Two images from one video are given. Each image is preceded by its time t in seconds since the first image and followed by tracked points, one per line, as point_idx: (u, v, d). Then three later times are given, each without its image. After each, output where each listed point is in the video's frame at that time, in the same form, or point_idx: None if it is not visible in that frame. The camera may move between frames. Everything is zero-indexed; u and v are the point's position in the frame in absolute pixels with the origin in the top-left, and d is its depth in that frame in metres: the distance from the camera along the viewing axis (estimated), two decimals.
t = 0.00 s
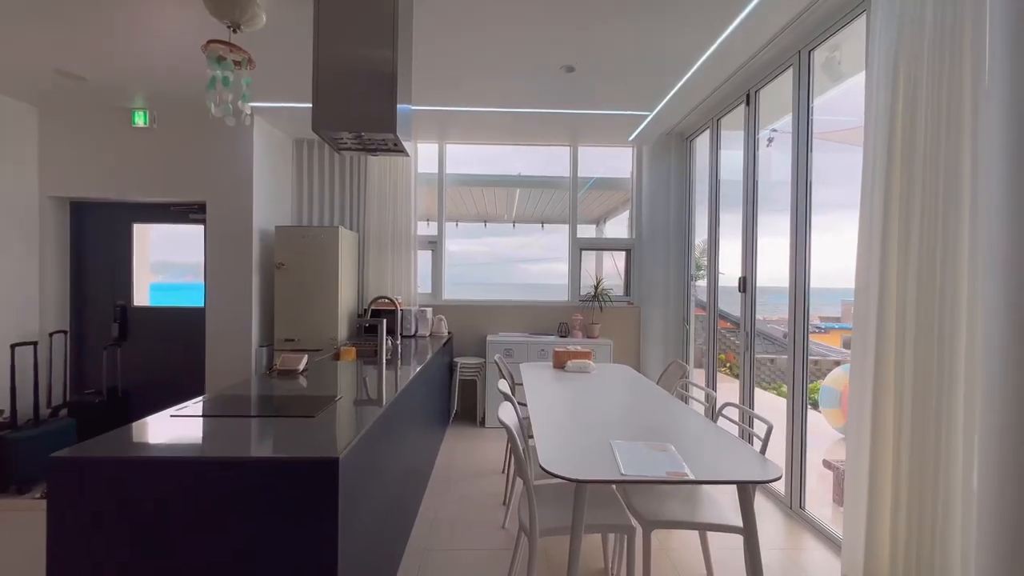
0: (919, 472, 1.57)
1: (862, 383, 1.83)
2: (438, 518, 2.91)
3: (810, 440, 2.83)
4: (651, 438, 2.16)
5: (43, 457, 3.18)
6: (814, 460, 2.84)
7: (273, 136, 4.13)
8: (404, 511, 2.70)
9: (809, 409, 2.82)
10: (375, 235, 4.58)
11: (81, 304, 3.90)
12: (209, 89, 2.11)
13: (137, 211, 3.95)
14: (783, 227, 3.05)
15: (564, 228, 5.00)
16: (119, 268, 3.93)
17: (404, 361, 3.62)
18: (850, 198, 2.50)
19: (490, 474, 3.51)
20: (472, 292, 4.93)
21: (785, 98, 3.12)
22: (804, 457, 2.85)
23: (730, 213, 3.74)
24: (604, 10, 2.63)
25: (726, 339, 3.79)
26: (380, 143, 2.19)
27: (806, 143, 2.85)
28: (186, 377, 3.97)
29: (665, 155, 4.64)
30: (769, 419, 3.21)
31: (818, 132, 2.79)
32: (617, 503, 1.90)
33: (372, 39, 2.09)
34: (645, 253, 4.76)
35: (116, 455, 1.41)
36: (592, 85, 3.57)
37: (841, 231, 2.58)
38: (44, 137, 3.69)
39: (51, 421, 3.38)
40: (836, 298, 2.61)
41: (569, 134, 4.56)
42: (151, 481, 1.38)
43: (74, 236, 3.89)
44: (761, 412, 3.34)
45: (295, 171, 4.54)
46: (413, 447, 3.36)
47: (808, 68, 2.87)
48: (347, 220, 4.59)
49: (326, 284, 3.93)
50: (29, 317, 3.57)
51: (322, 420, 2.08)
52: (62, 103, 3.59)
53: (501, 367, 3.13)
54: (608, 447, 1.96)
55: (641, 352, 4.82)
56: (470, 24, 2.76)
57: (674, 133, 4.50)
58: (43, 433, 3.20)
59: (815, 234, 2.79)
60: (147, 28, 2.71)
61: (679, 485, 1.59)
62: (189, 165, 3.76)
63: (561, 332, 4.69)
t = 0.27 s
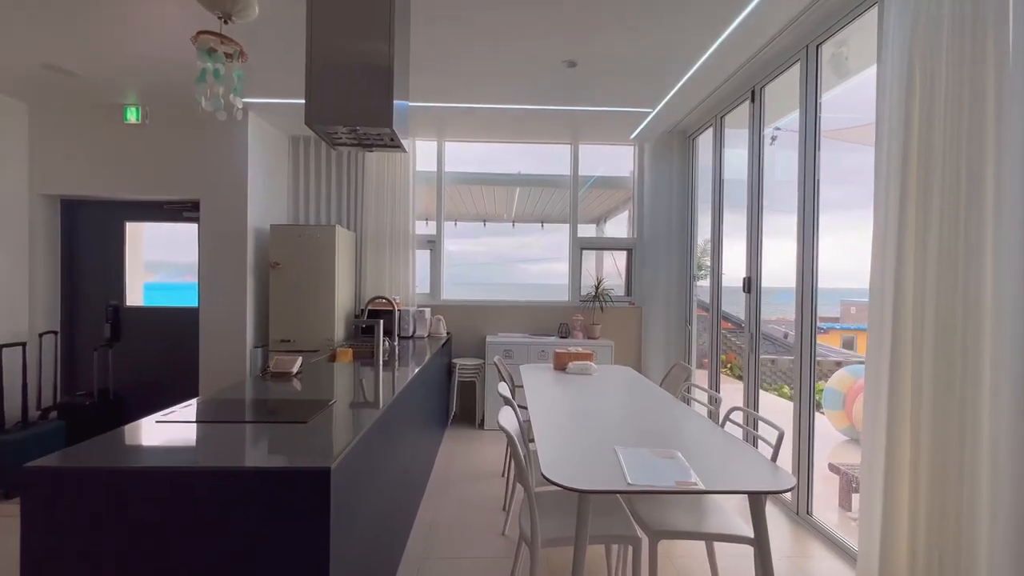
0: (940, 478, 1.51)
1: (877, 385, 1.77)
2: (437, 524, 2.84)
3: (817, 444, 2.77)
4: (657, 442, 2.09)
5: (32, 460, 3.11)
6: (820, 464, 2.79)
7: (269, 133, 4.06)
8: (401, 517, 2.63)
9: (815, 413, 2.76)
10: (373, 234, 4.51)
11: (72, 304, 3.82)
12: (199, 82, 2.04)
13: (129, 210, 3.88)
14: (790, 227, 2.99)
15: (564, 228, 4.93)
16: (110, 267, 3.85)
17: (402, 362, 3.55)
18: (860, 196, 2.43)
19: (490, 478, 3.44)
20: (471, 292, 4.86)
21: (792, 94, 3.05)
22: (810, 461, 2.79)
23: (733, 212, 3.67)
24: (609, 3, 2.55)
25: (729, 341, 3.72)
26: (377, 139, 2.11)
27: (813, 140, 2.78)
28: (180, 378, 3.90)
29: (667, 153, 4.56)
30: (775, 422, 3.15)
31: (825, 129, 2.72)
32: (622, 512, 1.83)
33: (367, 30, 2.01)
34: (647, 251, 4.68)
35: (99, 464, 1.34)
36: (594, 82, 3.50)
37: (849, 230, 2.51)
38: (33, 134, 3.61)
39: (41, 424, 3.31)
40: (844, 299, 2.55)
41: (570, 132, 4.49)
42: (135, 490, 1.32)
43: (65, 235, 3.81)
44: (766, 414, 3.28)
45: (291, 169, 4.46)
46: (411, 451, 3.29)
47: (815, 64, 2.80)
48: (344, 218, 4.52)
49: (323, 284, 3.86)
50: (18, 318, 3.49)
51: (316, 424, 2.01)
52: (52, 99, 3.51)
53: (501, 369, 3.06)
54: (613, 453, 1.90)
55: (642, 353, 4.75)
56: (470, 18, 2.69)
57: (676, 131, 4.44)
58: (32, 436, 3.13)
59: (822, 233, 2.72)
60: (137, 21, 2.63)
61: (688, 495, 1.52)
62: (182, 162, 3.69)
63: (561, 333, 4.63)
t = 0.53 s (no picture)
0: (970, 489, 1.44)
1: (896, 391, 1.70)
2: (434, 533, 2.75)
3: (826, 449, 2.69)
4: (663, 447, 2.01)
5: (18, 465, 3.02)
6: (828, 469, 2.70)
7: (263, 130, 3.97)
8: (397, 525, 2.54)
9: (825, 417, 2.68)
10: (369, 232, 4.42)
11: (60, 304, 3.72)
12: (185, 72, 1.96)
13: (120, 208, 3.79)
14: (797, 225, 2.91)
15: (565, 227, 4.85)
16: (100, 265, 3.76)
17: (399, 364, 3.46)
18: (872, 192, 2.35)
19: (489, 484, 3.35)
20: (469, 292, 4.78)
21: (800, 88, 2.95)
22: (820, 466, 2.70)
23: (738, 210, 3.59)
24: None
25: (734, 342, 3.64)
26: (370, 131, 2.02)
27: (823, 134, 2.68)
28: (172, 380, 3.81)
29: (670, 149, 4.47)
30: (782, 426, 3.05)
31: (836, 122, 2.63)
32: (628, 523, 1.75)
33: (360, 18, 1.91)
34: (650, 250, 4.59)
35: (71, 475, 1.25)
36: (596, 77, 3.41)
37: (860, 229, 2.42)
38: (21, 129, 3.53)
39: (28, 427, 3.22)
40: (856, 299, 2.46)
41: (571, 129, 4.40)
42: (112, 504, 1.23)
43: (53, 233, 3.71)
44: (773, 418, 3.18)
45: (286, 166, 4.38)
46: (408, 455, 3.20)
47: (825, 57, 2.71)
48: (340, 217, 4.43)
49: (318, 283, 3.77)
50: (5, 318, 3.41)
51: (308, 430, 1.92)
52: (40, 93, 3.42)
53: (500, 371, 2.98)
54: (619, 460, 1.81)
55: (644, 355, 4.67)
56: (469, 9, 2.60)
57: (678, 128, 4.35)
58: (18, 440, 3.04)
59: (832, 231, 2.64)
60: (123, 12, 2.54)
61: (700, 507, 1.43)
62: (174, 158, 3.60)
63: (562, 334, 4.54)
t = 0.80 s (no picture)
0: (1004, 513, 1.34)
1: (923, 405, 1.61)
2: (430, 545, 2.64)
3: (837, 457, 2.59)
4: (670, 458, 1.91)
5: None
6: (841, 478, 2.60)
7: (255, 127, 3.86)
8: (392, 539, 2.43)
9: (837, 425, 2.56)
10: (365, 233, 4.32)
11: (45, 306, 3.61)
12: (166, 62, 1.85)
13: (108, 208, 3.68)
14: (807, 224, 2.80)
15: (564, 227, 4.75)
16: (86, 266, 3.65)
17: (394, 368, 3.35)
18: (887, 190, 2.24)
19: (488, 493, 3.24)
20: (468, 293, 4.67)
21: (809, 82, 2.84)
22: (832, 475, 2.60)
23: (744, 209, 3.48)
24: None
25: (740, 345, 3.53)
26: (361, 125, 1.91)
27: (834, 129, 2.57)
28: (161, 385, 3.71)
29: (673, 146, 4.35)
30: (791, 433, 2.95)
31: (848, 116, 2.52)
32: (635, 543, 1.64)
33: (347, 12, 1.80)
34: (652, 250, 4.49)
35: (30, 498, 1.15)
36: (598, 73, 3.31)
37: (876, 228, 2.31)
38: (5, 126, 3.42)
39: (11, 434, 3.11)
40: (870, 302, 2.35)
41: (571, 127, 4.30)
42: (76, 531, 1.13)
43: (39, 233, 3.60)
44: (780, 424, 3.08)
45: (280, 165, 4.28)
46: (404, 463, 3.10)
47: (836, 50, 2.59)
48: (335, 217, 4.32)
49: (312, 285, 3.66)
50: None
51: (293, 443, 1.81)
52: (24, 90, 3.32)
53: (497, 376, 2.87)
54: (625, 473, 1.71)
55: (646, 358, 4.57)
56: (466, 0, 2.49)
57: (681, 125, 4.24)
58: None
59: (844, 230, 2.53)
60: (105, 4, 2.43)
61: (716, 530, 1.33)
62: (163, 157, 3.50)
63: (562, 337, 4.43)
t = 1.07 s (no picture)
0: None
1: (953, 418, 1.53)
2: (427, 555, 2.55)
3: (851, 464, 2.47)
4: (677, 468, 1.81)
5: None
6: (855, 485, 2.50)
7: (248, 123, 3.76)
8: (386, 550, 2.34)
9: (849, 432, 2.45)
10: (361, 232, 4.22)
11: (32, 307, 3.51)
12: (145, 50, 1.75)
13: (97, 206, 3.58)
14: (817, 221, 2.68)
15: (565, 225, 4.65)
16: (74, 266, 3.55)
17: (391, 371, 3.25)
18: (903, 187, 2.14)
19: (487, 501, 3.14)
20: (466, 293, 4.58)
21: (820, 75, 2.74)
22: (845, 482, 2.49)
23: (750, 206, 3.38)
24: None
25: (747, 346, 3.43)
26: (350, 116, 1.81)
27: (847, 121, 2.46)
28: (152, 387, 3.62)
29: (677, 142, 4.24)
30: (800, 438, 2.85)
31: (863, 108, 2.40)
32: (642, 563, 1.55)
33: None
34: (656, 249, 4.38)
35: None
36: (599, 67, 3.21)
37: (892, 226, 2.21)
38: None
39: None
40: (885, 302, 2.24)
41: (572, 122, 4.20)
42: (38, 559, 1.04)
43: (25, 232, 3.50)
44: (789, 429, 2.98)
45: (274, 162, 4.18)
46: (401, 469, 3.00)
47: (849, 40, 2.48)
48: (330, 215, 4.22)
49: (306, 286, 3.57)
50: None
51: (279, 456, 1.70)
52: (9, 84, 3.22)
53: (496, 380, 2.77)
54: (633, 485, 1.62)
55: (649, 359, 4.47)
56: None
57: (685, 121, 4.14)
58: None
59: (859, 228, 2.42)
60: None
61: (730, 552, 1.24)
62: (153, 154, 3.40)
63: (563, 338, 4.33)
